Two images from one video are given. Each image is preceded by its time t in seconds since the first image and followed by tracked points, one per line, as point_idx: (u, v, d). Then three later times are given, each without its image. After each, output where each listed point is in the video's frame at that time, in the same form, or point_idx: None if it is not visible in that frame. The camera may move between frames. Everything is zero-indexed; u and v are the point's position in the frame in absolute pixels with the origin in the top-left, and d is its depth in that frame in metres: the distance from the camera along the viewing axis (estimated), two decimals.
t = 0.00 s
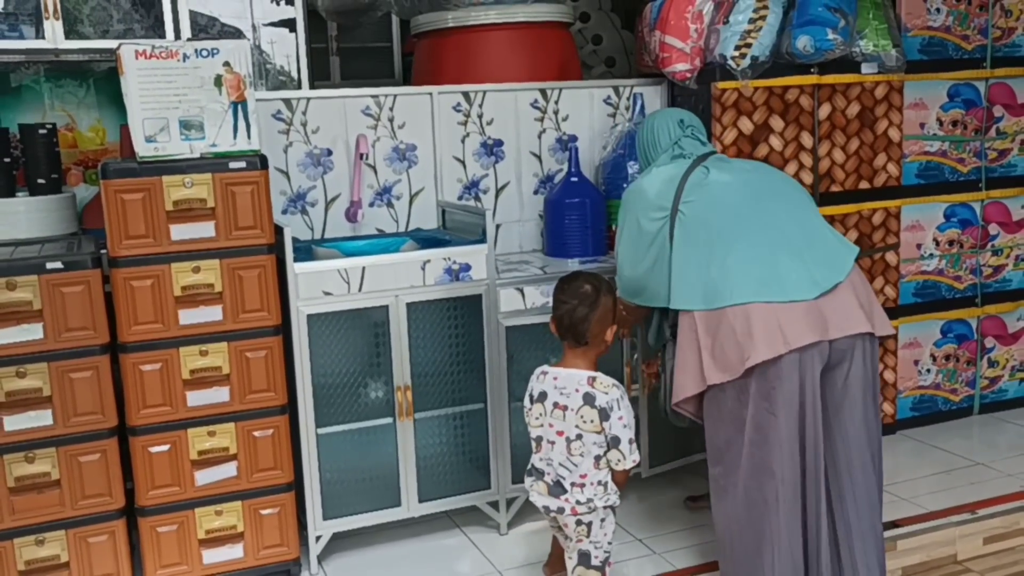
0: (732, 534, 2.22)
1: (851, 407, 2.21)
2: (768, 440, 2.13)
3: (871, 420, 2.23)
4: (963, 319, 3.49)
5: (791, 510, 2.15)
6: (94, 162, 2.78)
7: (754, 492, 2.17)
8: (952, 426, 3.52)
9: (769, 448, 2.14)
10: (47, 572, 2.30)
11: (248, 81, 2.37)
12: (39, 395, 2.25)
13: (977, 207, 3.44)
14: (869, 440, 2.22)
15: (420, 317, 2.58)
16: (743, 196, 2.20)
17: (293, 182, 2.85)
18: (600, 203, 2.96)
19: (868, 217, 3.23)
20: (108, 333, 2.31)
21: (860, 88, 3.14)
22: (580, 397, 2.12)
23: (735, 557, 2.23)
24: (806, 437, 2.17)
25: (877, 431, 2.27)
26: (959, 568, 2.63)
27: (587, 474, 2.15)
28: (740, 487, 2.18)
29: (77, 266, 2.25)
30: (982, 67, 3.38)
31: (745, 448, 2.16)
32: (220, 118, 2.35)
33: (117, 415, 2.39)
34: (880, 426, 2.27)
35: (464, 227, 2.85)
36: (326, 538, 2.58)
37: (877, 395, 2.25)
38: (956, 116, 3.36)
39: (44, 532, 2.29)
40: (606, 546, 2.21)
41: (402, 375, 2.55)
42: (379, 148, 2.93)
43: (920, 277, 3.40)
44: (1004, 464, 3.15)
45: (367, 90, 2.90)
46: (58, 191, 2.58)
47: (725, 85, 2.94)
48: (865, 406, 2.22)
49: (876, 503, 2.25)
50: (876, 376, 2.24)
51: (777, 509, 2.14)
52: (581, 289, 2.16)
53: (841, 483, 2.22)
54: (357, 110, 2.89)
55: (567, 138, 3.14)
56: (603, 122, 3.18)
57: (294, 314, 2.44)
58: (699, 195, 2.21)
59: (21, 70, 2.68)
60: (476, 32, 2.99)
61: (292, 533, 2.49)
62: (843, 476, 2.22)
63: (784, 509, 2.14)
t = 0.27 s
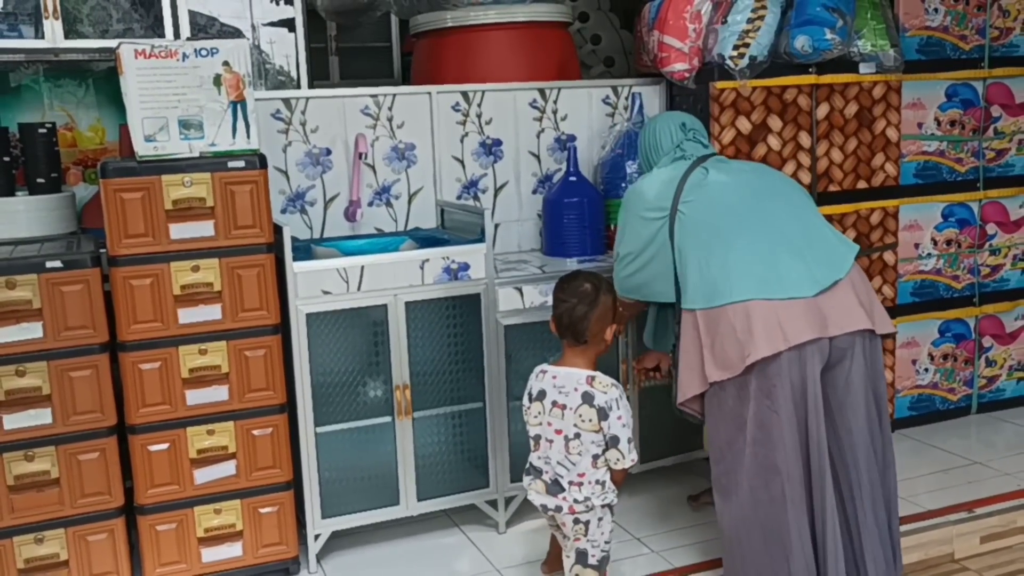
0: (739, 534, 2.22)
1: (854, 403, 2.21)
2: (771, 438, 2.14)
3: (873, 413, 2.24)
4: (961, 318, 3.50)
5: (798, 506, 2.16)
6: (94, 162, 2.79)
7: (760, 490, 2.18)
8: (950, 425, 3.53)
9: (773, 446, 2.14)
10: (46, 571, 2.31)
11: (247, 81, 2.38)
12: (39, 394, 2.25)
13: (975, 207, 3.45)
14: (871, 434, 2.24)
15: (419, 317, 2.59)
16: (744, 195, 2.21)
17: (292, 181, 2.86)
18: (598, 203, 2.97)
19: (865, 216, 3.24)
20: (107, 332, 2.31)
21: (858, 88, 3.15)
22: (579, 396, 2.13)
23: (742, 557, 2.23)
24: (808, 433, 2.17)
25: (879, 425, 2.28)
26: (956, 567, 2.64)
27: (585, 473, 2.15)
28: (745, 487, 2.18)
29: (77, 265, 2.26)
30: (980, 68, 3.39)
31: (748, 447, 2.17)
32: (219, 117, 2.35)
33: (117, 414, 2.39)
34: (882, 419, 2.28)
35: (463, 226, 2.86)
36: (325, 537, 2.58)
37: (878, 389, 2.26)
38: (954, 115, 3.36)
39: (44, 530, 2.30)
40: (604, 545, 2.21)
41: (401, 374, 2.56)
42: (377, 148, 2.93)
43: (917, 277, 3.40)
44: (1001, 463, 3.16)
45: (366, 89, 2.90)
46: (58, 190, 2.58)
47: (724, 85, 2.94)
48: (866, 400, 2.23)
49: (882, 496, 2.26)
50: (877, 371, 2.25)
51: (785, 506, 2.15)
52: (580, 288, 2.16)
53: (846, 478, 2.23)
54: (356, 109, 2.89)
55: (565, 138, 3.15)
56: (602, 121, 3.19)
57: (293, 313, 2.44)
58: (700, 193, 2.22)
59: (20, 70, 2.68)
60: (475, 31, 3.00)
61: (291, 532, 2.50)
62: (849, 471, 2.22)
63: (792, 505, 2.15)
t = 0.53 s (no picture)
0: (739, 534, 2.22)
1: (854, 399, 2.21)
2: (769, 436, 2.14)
3: (873, 408, 2.24)
4: (959, 318, 3.50)
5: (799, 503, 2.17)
6: (91, 161, 2.79)
7: (760, 488, 2.18)
8: (948, 425, 3.53)
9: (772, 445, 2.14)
10: (43, 570, 2.31)
11: (245, 80, 2.38)
12: (36, 393, 2.25)
13: (973, 207, 3.45)
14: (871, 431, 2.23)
15: (417, 316, 2.59)
16: (738, 194, 2.22)
17: (290, 181, 2.86)
18: (596, 202, 2.97)
19: (863, 216, 3.24)
20: (105, 331, 2.31)
21: (856, 88, 3.15)
22: (577, 395, 2.13)
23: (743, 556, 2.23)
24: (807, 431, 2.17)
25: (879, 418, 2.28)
26: (953, 567, 2.64)
27: (583, 472, 2.15)
28: (746, 485, 2.18)
29: (74, 264, 2.26)
30: (978, 68, 3.39)
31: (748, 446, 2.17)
32: (216, 117, 2.35)
33: (114, 413, 2.39)
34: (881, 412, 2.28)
35: (461, 226, 2.86)
36: (323, 537, 2.58)
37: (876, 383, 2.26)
38: (952, 115, 3.37)
39: (41, 530, 2.30)
40: (601, 544, 2.21)
41: (399, 373, 2.56)
42: (375, 148, 2.94)
43: (915, 277, 3.40)
44: (999, 463, 3.16)
45: (364, 89, 2.90)
46: (56, 189, 2.58)
47: (721, 85, 2.95)
48: (865, 397, 2.23)
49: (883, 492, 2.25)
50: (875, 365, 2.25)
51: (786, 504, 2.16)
52: (579, 286, 2.17)
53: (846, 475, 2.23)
54: (353, 109, 2.89)
55: (563, 137, 3.15)
56: (600, 121, 3.19)
57: (291, 313, 2.44)
58: (694, 193, 2.23)
59: (19, 69, 2.68)
60: (472, 31, 3.00)
61: (289, 531, 2.50)
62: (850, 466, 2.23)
63: (793, 502, 2.15)
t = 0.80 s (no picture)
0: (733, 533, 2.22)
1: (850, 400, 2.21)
2: (765, 435, 2.14)
3: (868, 410, 2.24)
4: (957, 318, 3.50)
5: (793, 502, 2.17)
6: (90, 161, 2.79)
7: (755, 487, 2.18)
8: (946, 425, 3.54)
9: (768, 444, 2.14)
10: (42, 570, 2.31)
11: (244, 80, 2.38)
12: (35, 393, 2.25)
13: (971, 207, 3.46)
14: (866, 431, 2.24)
15: (416, 316, 2.59)
16: (733, 195, 2.23)
17: (289, 181, 2.86)
18: (595, 202, 2.97)
19: (862, 216, 3.25)
20: (103, 331, 2.31)
21: (854, 88, 3.15)
22: (576, 395, 2.13)
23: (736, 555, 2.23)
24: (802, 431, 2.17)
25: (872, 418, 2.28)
26: (952, 567, 2.64)
27: (582, 472, 2.15)
28: (741, 484, 2.19)
29: (73, 264, 2.25)
30: (976, 68, 3.39)
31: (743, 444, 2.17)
32: (215, 117, 2.35)
33: (113, 413, 2.39)
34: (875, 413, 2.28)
35: (459, 226, 2.86)
36: (321, 537, 2.58)
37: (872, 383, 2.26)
38: (950, 116, 3.37)
39: (40, 530, 2.30)
40: (599, 544, 2.22)
41: (398, 373, 2.56)
42: (374, 148, 2.94)
43: (914, 277, 3.41)
44: (997, 463, 3.17)
45: (363, 89, 2.90)
46: (55, 189, 2.58)
47: (720, 85, 2.95)
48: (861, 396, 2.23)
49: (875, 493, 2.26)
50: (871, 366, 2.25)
51: (779, 504, 2.16)
52: (579, 286, 2.16)
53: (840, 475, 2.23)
54: (353, 109, 2.89)
55: (562, 137, 3.15)
56: (599, 121, 3.19)
57: (290, 313, 2.45)
58: (691, 193, 2.23)
59: (18, 70, 2.68)
60: (471, 31, 3.00)
61: (288, 531, 2.50)
62: (843, 467, 2.23)
63: (787, 502, 2.16)
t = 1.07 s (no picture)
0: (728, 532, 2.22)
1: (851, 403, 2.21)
2: (767, 436, 2.13)
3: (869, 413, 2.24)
4: (957, 318, 3.50)
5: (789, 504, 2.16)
6: (89, 160, 2.78)
7: (753, 488, 2.18)
8: (946, 425, 3.53)
9: (769, 445, 2.14)
10: (40, 570, 2.31)
11: (242, 79, 2.38)
12: (33, 393, 2.25)
13: (971, 207, 3.45)
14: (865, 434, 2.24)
15: (415, 315, 2.59)
16: (739, 194, 2.23)
17: (287, 180, 2.86)
18: (594, 201, 2.97)
19: (861, 216, 3.24)
20: (102, 330, 2.31)
21: (854, 88, 3.15)
22: (575, 395, 2.12)
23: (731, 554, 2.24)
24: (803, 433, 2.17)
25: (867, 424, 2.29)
26: (951, 567, 2.64)
27: (580, 471, 2.15)
28: (739, 483, 2.18)
29: (71, 264, 2.25)
30: (976, 67, 3.39)
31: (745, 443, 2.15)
32: (214, 115, 2.35)
33: (111, 412, 2.39)
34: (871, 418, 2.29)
35: (458, 225, 2.86)
36: (320, 537, 2.58)
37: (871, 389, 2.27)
38: (950, 115, 3.36)
39: (38, 529, 2.29)
40: (597, 543, 2.21)
41: (397, 372, 2.56)
42: (373, 147, 2.93)
43: (913, 276, 3.40)
44: (997, 463, 3.16)
45: (362, 88, 2.90)
46: (53, 188, 2.58)
47: (720, 84, 2.95)
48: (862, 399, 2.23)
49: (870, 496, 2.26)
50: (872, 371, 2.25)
51: (775, 506, 2.15)
52: (578, 285, 2.16)
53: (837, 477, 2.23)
54: (351, 108, 2.89)
55: (561, 137, 3.15)
56: (598, 120, 3.19)
57: (288, 312, 2.44)
58: (696, 190, 2.23)
59: (17, 69, 2.68)
60: (471, 30, 3.00)
61: (286, 531, 2.50)
62: (841, 471, 2.23)
63: (785, 504, 2.15)
